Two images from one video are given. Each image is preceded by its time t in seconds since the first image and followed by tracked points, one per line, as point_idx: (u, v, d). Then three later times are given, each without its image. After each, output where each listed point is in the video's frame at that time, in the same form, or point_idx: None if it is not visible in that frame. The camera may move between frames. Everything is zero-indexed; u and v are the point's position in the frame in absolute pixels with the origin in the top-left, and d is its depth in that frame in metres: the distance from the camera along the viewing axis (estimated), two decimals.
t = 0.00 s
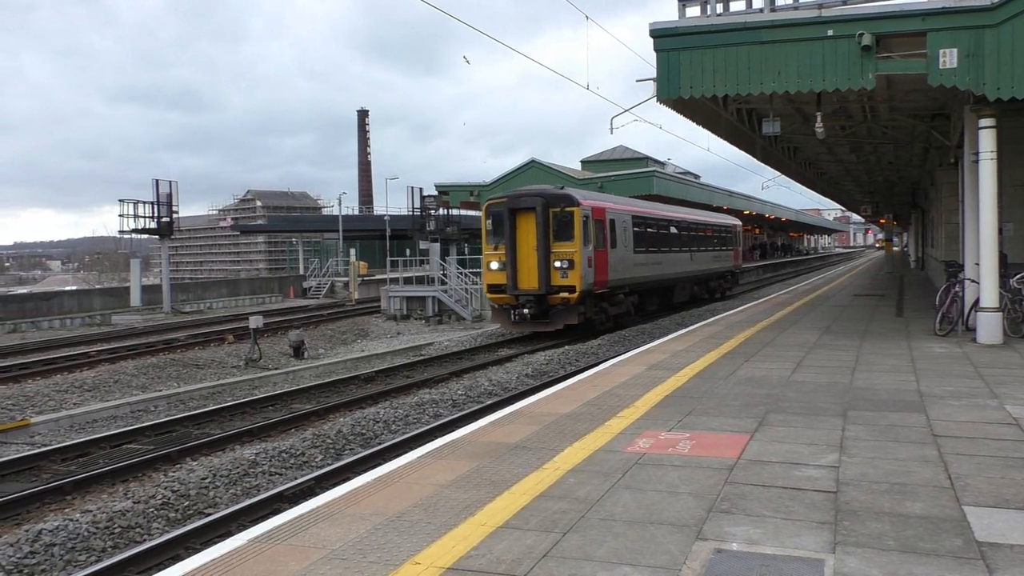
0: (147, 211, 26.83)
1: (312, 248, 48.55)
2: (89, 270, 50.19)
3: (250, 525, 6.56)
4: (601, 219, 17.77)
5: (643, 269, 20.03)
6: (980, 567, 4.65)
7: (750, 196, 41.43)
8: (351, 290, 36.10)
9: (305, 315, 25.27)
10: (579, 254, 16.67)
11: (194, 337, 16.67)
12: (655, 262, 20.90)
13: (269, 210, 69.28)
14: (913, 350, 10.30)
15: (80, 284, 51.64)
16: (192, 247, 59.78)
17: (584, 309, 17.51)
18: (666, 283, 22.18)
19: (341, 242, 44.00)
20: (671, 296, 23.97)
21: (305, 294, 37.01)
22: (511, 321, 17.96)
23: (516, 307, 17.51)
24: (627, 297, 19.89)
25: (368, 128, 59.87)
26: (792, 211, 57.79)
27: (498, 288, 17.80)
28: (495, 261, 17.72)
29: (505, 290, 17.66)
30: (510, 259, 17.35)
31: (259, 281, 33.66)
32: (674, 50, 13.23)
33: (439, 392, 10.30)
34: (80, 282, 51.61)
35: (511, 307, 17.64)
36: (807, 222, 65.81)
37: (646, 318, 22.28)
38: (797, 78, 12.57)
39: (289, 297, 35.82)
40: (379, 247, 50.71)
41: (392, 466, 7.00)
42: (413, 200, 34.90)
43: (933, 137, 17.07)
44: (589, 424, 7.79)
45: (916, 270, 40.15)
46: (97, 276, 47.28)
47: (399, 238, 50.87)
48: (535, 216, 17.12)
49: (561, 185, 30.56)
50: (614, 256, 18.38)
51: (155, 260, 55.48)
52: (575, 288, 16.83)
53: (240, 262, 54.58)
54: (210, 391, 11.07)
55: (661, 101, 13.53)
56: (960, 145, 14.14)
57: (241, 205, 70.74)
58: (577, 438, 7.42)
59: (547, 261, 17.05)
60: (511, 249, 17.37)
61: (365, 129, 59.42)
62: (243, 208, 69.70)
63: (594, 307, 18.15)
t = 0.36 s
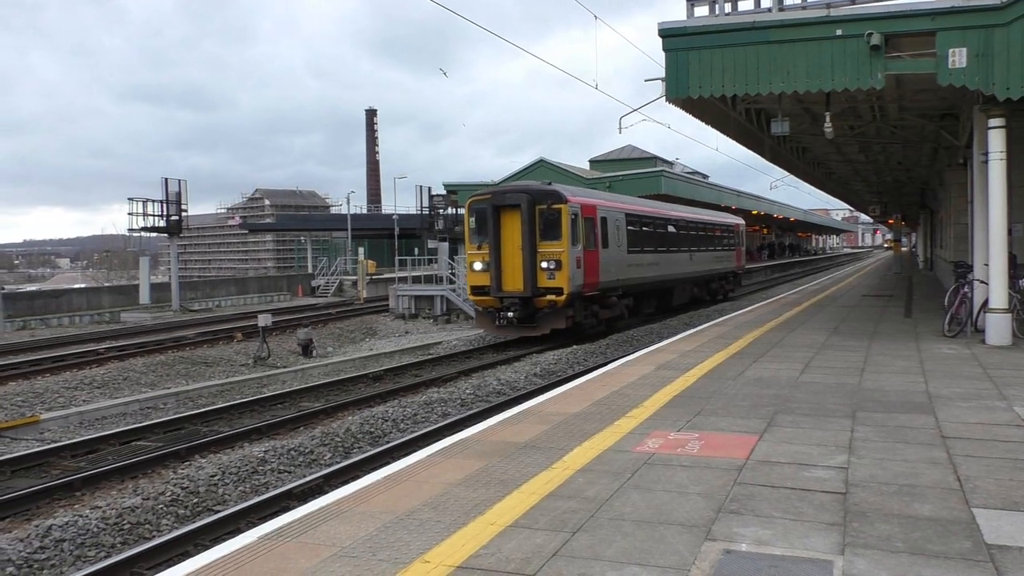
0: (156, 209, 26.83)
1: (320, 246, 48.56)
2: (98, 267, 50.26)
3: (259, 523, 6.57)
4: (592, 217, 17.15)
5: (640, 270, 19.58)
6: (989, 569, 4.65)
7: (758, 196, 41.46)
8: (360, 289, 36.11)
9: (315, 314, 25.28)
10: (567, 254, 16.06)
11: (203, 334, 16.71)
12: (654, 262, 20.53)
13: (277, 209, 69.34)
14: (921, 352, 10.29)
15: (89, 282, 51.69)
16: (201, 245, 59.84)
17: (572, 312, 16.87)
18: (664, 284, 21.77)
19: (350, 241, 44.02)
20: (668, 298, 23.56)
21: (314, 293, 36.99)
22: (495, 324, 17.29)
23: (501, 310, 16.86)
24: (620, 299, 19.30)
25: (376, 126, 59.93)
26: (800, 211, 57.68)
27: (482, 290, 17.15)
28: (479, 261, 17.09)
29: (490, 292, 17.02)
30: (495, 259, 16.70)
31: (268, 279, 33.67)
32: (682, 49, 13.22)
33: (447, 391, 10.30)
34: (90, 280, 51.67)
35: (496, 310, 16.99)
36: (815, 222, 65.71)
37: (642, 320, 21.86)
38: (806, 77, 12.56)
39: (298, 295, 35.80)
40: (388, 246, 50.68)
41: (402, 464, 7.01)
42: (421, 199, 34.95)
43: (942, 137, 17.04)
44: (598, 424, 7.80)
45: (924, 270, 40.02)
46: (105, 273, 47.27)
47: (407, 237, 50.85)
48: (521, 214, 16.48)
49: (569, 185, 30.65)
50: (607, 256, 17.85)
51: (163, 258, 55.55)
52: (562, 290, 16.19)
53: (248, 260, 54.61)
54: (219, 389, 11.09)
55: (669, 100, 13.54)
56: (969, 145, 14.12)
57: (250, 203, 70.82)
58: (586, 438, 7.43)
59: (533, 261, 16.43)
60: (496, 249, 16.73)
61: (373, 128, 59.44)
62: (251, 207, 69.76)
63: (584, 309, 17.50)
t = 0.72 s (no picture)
0: (201, 207, 27.26)
1: (360, 244, 48.92)
2: (143, 264, 51.21)
3: (303, 517, 6.64)
4: (610, 214, 16.11)
5: (667, 270, 18.72)
6: None
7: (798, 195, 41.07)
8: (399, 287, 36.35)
9: (356, 312, 25.47)
10: (582, 253, 15.04)
11: (246, 331, 16.97)
12: (683, 261, 19.74)
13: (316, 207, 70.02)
14: (971, 354, 10.07)
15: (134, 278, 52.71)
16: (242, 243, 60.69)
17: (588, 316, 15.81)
18: (692, 285, 20.94)
19: (389, 239, 44.29)
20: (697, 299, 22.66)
21: (355, 291, 37.23)
22: (506, 328, 16.26)
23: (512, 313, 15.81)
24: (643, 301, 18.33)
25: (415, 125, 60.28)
26: (842, 210, 56.75)
27: (492, 292, 16.09)
28: (488, 260, 16.07)
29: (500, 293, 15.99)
30: (505, 258, 15.66)
31: (309, 278, 34.02)
32: (724, 47, 13.12)
33: (487, 389, 10.32)
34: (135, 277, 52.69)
35: (507, 313, 15.96)
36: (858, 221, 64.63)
37: (669, 322, 21.01)
38: (851, 74, 12.42)
39: (338, 293, 36.10)
40: (427, 244, 50.83)
41: (444, 462, 7.04)
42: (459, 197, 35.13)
43: (991, 134, 16.67)
44: (640, 424, 7.77)
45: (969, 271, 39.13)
46: (150, 270, 48.13)
47: (445, 236, 51.00)
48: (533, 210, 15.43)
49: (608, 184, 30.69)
50: (629, 255, 16.92)
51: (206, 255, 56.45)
52: (577, 292, 15.15)
53: (289, 258, 55.19)
54: (263, 384, 11.25)
55: (710, 99, 13.44)
56: (1019, 143, 13.79)
57: (291, 200, 71.53)
58: (627, 438, 7.40)
59: (547, 261, 15.38)
60: (507, 248, 15.66)
61: (411, 126, 59.77)
62: (291, 205, 70.55)
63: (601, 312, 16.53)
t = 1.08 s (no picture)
0: (251, 205, 27.79)
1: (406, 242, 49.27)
2: (195, 261, 52.37)
3: (348, 513, 6.73)
4: (631, 210, 15.02)
5: (696, 270, 17.61)
6: None
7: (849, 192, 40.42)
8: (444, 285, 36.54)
9: (402, 309, 25.69)
10: (599, 252, 14.00)
11: (294, 328, 17.26)
12: (715, 260, 18.66)
13: (362, 206, 70.75)
14: None
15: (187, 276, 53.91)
16: (291, 241, 61.64)
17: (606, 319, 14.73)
18: (725, 286, 19.82)
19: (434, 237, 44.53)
20: (731, 300, 21.52)
21: (400, 288, 37.50)
22: (518, 332, 15.22)
23: (523, 316, 14.77)
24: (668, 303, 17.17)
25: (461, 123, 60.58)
26: (895, 208, 55.42)
27: (504, 293, 15.08)
28: (499, 259, 15.08)
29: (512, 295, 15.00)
30: (517, 258, 14.67)
31: (357, 275, 34.40)
32: (775, 42, 13.11)
33: (531, 387, 10.33)
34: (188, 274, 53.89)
35: (520, 317, 14.95)
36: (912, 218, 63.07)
37: (700, 325, 19.89)
38: (905, 69, 12.34)
39: (384, 290, 36.42)
40: (473, 242, 50.94)
41: (489, 459, 7.08)
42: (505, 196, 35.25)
43: None
44: (686, 423, 7.70)
45: None
46: (202, 267, 49.19)
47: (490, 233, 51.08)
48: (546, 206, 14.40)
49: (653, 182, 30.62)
50: (653, 252, 15.82)
51: (255, 253, 57.49)
52: (594, 293, 14.11)
53: (336, 256, 55.82)
54: (310, 380, 11.43)
55: (761, 95, 13.45)
56: None
57: (338, 199, 72.35)
58: (673, 437, 7.35)
59: (561, 260, 14.34)
60: (519, 246, 14.65)
61: (457, 124, 60.04)
62: (338, 203, 71.43)
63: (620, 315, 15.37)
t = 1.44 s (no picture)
0: (259, 204, 27.85)
1: (414, 241, 49.27)
2: (204, 260, 52.50)
3: (355, 511, 6.73)
4: (610, 205, 13.73)
5: (686, 270, 16.44)
6: None
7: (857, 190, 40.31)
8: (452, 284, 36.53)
9: (409, 308, 25.72)
10: (574, 251, 12.73)
11: (302, 326, 17.30)
12: (707, 259, 17.53)
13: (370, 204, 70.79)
14: None
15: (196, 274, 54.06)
16: (298, 240, 61.75)
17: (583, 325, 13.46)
18: (720, 287, 18.68)
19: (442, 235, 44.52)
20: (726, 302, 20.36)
21: (407, 287, 37.43)
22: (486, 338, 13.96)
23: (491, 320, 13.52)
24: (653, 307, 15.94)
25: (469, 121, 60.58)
26: (905, 206, 55.18)
27: (471, 295, 13.83)
28: (467, 258, 13.86)
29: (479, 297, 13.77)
30: (483, 257, 13.44)
31: (364, 274, 34.44)
32: (784, 41, 13.11)
33: (539, 386, 10.33)
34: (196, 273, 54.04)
35: (488, 321, 13.69)
36: (921, 216, 62.76)
37: (691, 328, 18.71)
38: (915, 67, 12.31)
39: (392, 288, 36.44)
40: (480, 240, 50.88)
41: (496, 457, 7.08)
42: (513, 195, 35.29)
43: None
44: (693, 422, 7.69)
45: None
46: (210, 266, 49.32)
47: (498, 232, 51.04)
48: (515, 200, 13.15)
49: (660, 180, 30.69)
50: (638, 251, 14.60)
51: (263, 252, 57.60)
52: (566, 296, 12.84)
53: (344, 255, 55.87)
54: (317, 378, 11.46)
55: (770, 93, 13.44)
56: None
57: (346, 197, 72.46)
58: (680, 436, 7.34)
59: (532, 259, 13.09)
60: (487, 245, 13.41)
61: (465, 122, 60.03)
62: (345, 202, 71.49)
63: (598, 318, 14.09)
